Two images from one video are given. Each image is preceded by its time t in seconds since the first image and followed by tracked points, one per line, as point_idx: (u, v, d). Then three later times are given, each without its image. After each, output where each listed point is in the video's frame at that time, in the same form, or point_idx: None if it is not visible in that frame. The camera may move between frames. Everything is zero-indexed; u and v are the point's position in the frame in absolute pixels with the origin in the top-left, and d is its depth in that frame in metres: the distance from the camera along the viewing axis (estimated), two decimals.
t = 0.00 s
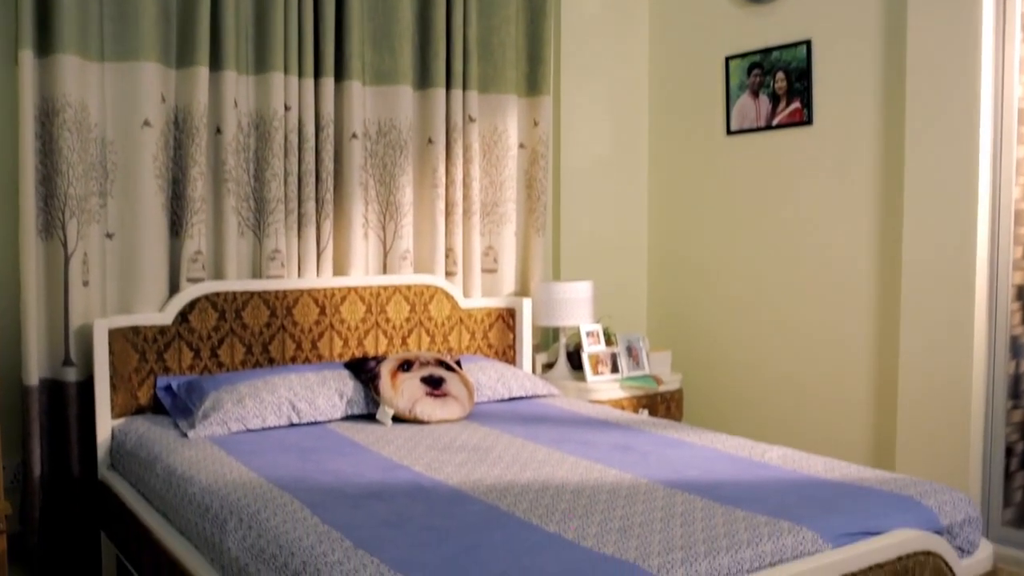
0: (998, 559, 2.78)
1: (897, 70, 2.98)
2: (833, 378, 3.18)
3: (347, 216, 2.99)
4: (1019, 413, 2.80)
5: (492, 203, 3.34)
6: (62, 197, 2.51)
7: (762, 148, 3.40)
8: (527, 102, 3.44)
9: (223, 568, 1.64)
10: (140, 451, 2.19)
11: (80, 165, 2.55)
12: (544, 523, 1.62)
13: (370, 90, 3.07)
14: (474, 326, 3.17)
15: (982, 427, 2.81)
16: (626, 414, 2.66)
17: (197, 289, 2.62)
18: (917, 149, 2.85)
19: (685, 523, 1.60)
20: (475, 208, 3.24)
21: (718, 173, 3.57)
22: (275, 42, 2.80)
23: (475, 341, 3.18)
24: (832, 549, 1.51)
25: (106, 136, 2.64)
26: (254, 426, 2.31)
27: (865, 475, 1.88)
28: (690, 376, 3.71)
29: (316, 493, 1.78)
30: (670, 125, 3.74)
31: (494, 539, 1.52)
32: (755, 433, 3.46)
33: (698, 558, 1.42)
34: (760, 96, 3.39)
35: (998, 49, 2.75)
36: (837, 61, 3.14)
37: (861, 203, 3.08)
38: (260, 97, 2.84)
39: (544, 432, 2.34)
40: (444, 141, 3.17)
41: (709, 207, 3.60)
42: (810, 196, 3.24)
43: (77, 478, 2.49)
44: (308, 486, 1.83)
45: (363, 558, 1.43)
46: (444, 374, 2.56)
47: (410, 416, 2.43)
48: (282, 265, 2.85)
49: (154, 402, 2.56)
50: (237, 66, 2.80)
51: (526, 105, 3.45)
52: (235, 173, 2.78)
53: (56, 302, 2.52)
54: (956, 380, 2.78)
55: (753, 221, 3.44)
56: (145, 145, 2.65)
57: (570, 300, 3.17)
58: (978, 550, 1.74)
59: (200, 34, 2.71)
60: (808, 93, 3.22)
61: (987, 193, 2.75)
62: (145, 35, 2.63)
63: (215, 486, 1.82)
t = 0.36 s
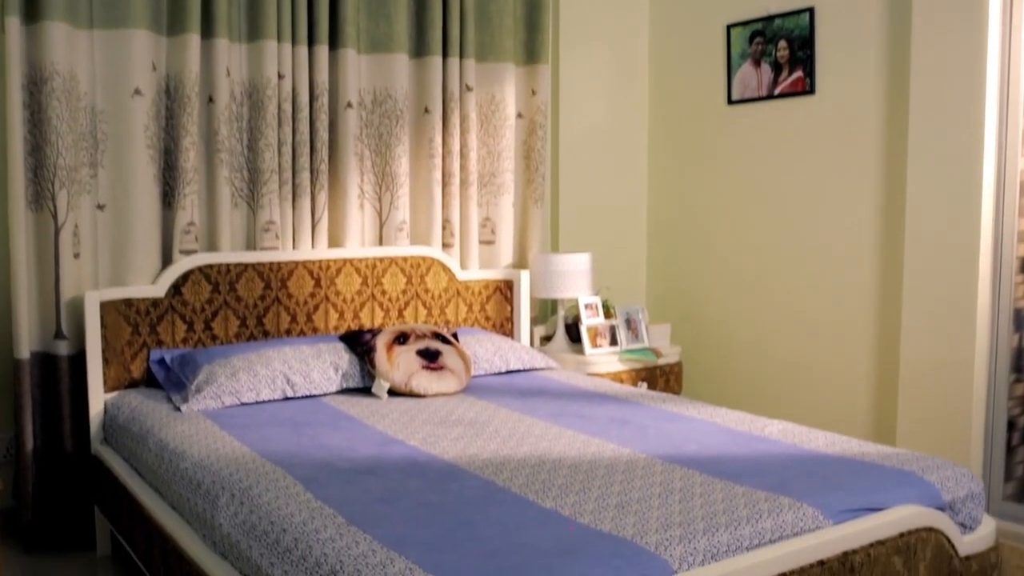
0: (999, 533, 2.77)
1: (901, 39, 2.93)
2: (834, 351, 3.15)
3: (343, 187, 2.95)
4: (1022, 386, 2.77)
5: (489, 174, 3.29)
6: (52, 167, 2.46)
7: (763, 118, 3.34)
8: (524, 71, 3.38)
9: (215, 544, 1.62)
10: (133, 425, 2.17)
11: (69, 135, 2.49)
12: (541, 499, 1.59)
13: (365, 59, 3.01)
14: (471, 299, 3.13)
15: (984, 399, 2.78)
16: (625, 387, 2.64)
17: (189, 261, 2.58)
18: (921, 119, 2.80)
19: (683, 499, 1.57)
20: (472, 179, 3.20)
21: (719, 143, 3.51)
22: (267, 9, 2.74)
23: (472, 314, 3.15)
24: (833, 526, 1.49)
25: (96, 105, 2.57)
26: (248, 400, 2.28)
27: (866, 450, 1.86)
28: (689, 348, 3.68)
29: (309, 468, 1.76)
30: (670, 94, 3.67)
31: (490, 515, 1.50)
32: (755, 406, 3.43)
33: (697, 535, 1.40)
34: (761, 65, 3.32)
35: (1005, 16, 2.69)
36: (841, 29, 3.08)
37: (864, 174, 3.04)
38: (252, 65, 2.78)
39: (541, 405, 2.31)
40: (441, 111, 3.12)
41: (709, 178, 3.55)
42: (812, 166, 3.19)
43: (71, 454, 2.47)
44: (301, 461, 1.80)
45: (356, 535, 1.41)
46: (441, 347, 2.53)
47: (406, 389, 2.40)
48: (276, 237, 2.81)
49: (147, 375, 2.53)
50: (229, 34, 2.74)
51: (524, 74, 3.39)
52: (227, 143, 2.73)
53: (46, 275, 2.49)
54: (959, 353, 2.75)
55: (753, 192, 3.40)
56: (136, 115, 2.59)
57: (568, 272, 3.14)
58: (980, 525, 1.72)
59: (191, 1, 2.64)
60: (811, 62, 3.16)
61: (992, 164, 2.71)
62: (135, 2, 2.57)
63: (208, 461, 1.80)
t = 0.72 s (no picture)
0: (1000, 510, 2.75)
1: (907, 9, 2.86)
2: (835, 326, 3.12)
3: (338, 161, 2.90)
4: None
5: (487, 147, 3.24)
6: (41, 140, 2.40)
7: (765, 90, 3.28)
8: (523, 41, 3.32)
9: (206, 523, 1.59)
10: (125, 402, 2.14)
11: (59, 107, 2.43)
12: (537, 478, 1.56)
13: (360, 29, 2.95)
14: (469, 274, 3.10)
15: (987, 376, 2.76)
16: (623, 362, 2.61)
17: (183, 236, 2.55)
18: (926, 91, 2.75)
19: (682, 478, 1.55)
20: (469, 152, 3.14)
21: (719, 115, 3.45)
22: None
23: (470, 289, 3.12)
24: (834, 505, 1.46)
25: (86, 77, 2.51)
26: (242, 376, 2.26)
27: (868, 428, 1.83)
28: (689, 323, 3.65)
29: (302, 446, 1.73)
30: (670, 66, 3.60)
31: (485, 494, 1.47)
32: (754, 382, 3.41)
33: (696, 515, 1.37)
34: (764, 36, 3.26)
35: None
36: None
37: (867, 147, 2.99)
38: (245, 37, 2.72)
39: (539, 382, 2.29)
40: (437, 83, 3.06)
41: (709, 150, 3.50)
42: (815, 139, 3.14)
43: (64, 431, 2.45)
44: (294, 439, 1.78)
45: (348, 515, 1.38)
46: (437, 322, 2.49)
47: (402, 365, 2.37)
48: (270, 211, 2.76)
49: (140, 351, 2.50)
50: (221, 5, 2.68)
51: (522, 45, 3.33)
52: (220, 116, 2.68)
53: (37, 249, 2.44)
54: (962, 328, 2.72)
55: (755, 165, 3.35)
56: (127, 86, 2.53)
57: (567, 246, 3.10)
58: (984, 504, 1.70)
59: None
60: (814, 33, 3.10)
61: (998, 137, 2.66)
62: None
63: (200, 439, 1.77)
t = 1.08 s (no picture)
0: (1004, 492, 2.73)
1: None
2: (838, 306, 3.09)
3: (334, 138, 2.86)
4: None
5: (486, 124, 3.19)
6: (31, 116, 2.36)
7: (768, 66, 3.23)
8: (522, 16, 3.26)
9: (198, 508, 1.57)
10: (117, 383, 2.11)
11: (49, 83, 2.38)
12: (534, 461, 1.53)
13: (356, 3, 2.89)
14: (467, 253, 3.06)
15: (992, 356, 2.72)
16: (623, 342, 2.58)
17: (180, 213, 2.51)
18: (933, 67, 2.70)
19: (682, 462, 1.52)
20: (467, 128, 3.09)
21: (722, 91, 3.40)
22: None
23: (468, 268, 3.08)
24: (837, 490, 1.44)
25: (76, 53, 2.45)
26: (237, 356, 2.23)
27: (872, 410, 1.80)
28: (690, 302, 3.61)
29: (295, 429, 1.70)
30: (671, 41, 3.55)
31: (481, 479, 1.44)
32: (756, 362, 3.38)
33: (696, 501, 1.34)
34: (767, 10, 3.20)
35: None
36: None
37: (871, 125, 2.94)
38: (239, 11, 2.66)
39: (537, 362, 2.26)
40: (435, 58, 3.01)
41: (711, 127, 3.45)
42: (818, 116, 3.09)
43: (56, 411, 2.43)
44: (288, 422, 1.75)
45: (341, 500, 1.35)
46: (434, 302, 2.46)
47: (399, 345, 2.34)
48: (266, 189, 2.71)
49: (134, 331, 2.47)
50: None
51: (522, 19, 3.27)
52: (214, 92, 2.62)
53: (28, 227, 2.40)
54: (967, 308, 2.68)
55: (757, 142, 3.30)
56: (119, 62, 2.47)
57: (566, 224, 3.06)
58: (989, 488, 1.67)
59: None
60: (818, 7, 3.04)
61: (1005, 114, 2.62)
62: None
63: (192, 421, 1.74)
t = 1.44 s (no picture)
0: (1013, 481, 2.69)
1: None
2: (845, 292, 3.05)
3: (334, 121, 2.82)
4: None
5: (488, 107, 3.15)
6: (26, 99, 2.32)
7: (775, 48, 3.18)
8: None
9: (194, 498, 1.54)
10: (114, 370, 2.09)
11: (44, 66, 2.34)
12: (535, 452, 1.50)
13: None
14: (469, 238, 3.03)
15: (1001, 344, 2.68)
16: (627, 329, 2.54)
17: (179, 197, 2.48)
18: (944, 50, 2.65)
19: (686, 452, 1.49)
20: (469, 111, 3.05)
21: (727, 74, 3.35)
22: None
23: (470, 253, 3.04)
24: (845, 482, 1.40)
25: (71, 34, 2.40)
26: (235, 343, 2.20)
27: (880, 399, 1.77)
28: (695, 288, 3.57)
29: (293, 418, 1.67)
30: (677, 23, 3.49)
31: (480, 470, 1.41)
32: (762, 348, 3.35)
33: (700, 493, 1.31)
34: None
35: None
36: None
37: (880, 108, 2.89)
38: None
39: (539, 349, 2.22)
40: (437, 40, 2.96)
41: (717, 110, 3.40)
42: (826, 98, 3.04)
43: (53, 398, 2.40)
44: (286, 411, 1.72)
45: (337, 491, 1.32)
46: (435, 288, 2.43)
47: (399, 332, 2.31)
48: (265, 173, 2.68)
49: (132, 318, 2.45)
50: None
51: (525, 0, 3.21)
52: (212, 75, 2.58)
53: (23, 212, 2.37)
54: (976, 294, 2.65)
55: (764, 125, 3.25)
56: (114, 44, 2.42)
57: (570, 209, 3.02)
58: (999, 480, 1.64)
59: None
60: None
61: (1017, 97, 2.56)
62: None
63: (188, 410, 1.71)
